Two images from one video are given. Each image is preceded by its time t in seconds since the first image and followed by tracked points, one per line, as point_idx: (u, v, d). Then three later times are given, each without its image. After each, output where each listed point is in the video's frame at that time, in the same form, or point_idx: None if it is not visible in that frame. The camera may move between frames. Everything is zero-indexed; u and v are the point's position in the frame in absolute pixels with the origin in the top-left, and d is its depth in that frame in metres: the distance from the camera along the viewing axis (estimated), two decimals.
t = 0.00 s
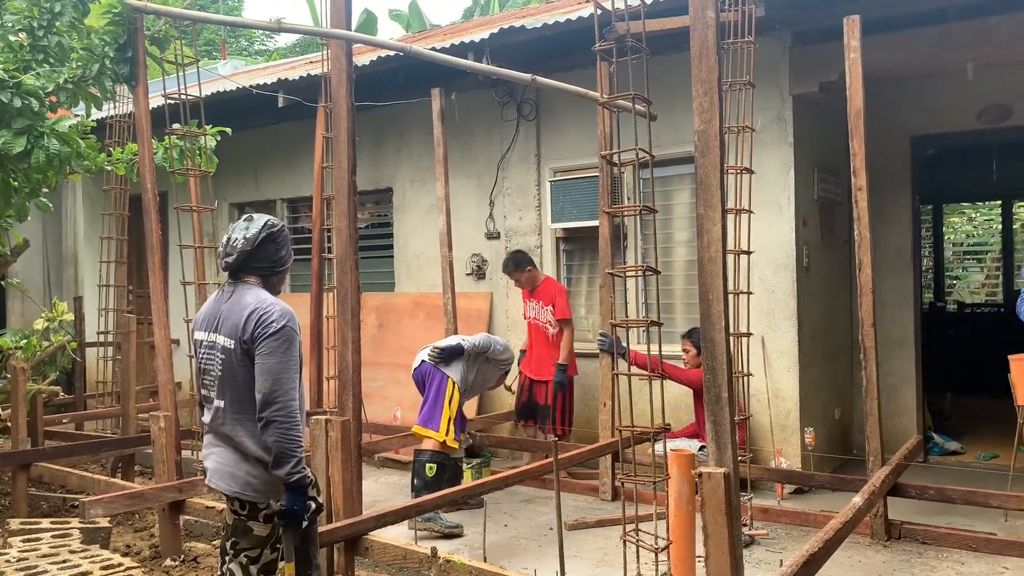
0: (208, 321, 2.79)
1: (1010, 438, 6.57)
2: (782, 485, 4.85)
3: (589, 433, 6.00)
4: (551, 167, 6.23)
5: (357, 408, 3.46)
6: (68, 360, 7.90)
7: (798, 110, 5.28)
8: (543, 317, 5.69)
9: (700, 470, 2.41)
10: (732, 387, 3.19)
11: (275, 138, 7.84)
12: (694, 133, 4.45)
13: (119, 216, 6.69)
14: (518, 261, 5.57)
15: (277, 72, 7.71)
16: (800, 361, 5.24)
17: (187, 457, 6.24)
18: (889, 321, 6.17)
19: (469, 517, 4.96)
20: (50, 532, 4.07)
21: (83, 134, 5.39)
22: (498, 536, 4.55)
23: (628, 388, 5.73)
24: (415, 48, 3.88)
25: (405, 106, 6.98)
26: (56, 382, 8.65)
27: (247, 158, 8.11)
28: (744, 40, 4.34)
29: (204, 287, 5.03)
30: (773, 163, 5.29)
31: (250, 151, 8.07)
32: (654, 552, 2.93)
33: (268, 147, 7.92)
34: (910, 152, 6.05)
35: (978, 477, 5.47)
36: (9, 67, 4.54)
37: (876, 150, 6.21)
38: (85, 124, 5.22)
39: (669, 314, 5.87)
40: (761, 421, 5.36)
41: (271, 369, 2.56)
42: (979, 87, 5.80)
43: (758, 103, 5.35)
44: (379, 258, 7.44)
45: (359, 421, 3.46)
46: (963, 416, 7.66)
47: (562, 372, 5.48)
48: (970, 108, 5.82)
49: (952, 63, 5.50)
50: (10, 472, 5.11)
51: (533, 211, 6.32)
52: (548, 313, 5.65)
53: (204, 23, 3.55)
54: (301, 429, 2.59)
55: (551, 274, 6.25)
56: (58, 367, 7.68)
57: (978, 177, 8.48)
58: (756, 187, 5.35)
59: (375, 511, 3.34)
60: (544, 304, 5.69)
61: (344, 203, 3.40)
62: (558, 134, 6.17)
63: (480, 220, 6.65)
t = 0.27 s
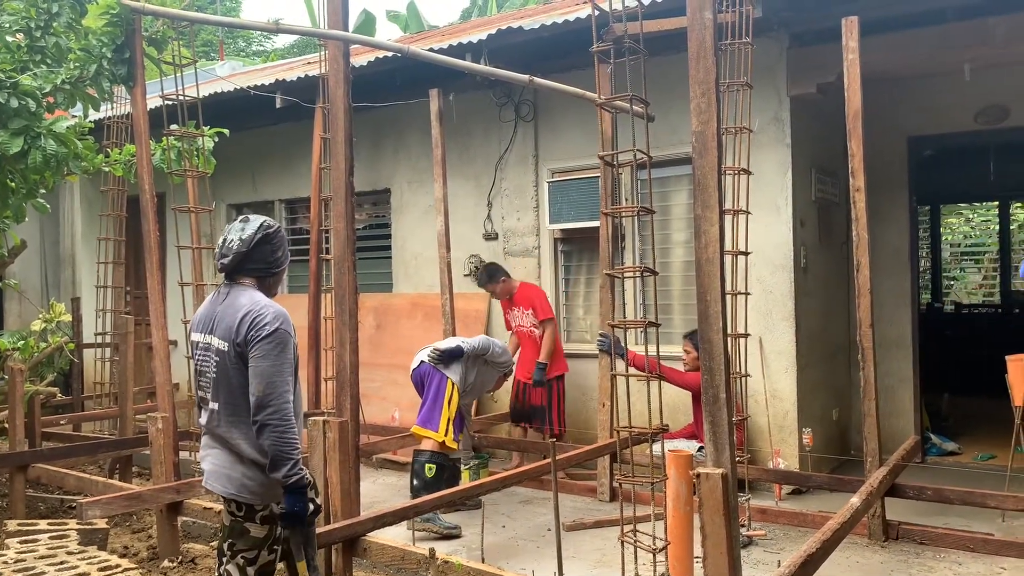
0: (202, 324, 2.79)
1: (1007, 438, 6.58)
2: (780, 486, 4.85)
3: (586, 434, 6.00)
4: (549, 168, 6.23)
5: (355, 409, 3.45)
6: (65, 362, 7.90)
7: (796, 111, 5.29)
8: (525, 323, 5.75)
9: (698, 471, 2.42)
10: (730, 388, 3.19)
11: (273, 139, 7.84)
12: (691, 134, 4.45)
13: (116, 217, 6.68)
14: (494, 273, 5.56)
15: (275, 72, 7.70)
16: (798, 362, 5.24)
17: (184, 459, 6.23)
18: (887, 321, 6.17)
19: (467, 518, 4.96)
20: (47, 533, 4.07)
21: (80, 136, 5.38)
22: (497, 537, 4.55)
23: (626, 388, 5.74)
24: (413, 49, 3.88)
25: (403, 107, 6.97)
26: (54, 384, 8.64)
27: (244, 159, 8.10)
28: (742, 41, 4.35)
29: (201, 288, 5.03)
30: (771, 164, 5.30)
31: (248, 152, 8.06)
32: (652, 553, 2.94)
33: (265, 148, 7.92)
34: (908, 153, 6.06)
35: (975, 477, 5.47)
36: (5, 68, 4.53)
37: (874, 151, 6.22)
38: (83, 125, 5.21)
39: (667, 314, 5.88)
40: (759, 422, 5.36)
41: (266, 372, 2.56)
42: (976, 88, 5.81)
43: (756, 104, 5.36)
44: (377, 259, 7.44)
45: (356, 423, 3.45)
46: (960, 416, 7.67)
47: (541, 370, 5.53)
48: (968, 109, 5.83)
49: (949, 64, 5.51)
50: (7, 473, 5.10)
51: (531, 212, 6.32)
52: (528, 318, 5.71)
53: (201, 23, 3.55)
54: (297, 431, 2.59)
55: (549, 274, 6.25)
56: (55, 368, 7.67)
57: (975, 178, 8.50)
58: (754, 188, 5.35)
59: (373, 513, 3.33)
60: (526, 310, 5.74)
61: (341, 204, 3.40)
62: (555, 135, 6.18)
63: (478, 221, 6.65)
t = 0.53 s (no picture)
0: (200, 326, 2.78)
1: (1006, 438, 6.58)
2: (780, 486, 4.85)
3: (586, 434, 6.00)
4: (548, 168, 6.23)
5: (355, 409, 3.45)
6: (65, 362, 7.89)
7: (796, 111, 5.29)
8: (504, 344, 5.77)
9: (698, 471, 2.41)
10: (729, 388, 3.19)
11: (273, 139, 7.84)
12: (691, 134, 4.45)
13: (116, 217, 6.67)
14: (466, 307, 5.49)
15: (274, 73, 7.70)
16: (798, 362, 5.25)
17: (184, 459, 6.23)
18: (886, 321, 6.17)
19: (466, 518, 4.96)
20: (46, 534, 4.06)
21: (80, 136, 5.38)
22: (496, 537, 4.55)
23: (626, 388, 5.73)
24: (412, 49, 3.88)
25: (403, 107, 6.97)
26: (53, 384, 8.64)
27: (244, 159, 8.10)
28: (742, 41, 4.35)
29: (200, 289, 5.03)
30: (770, 164, 5.30)
31: (247, 152, 8.06)
32: (652, 553, 2.93)
33: (265, 148, 7.92)
34: (907, 152, 6.06)
35: (975, 477, 5.47)
36: (5, 68, 4.52)
37: (873, 151, 6.22)
38: (82, 125, 5.20)
39: (666, 315, 5.87)
40: (759, 422, 5.36)
41: (263, 374, 2.55)
42: (976, 88, 5.81)
43: (756, 104, 5.36)
44: (377, 259, 7.44)
45: (356, 423, 3.45)
46: (960, 416, 7.67)
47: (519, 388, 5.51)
48: (967, 109, 5.83)
49: (949, 64, 5.51)
50: (6, 474, 5.10)
51: (531, 212, 6.32)
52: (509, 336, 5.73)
53: (201, 23, 3.55)
54: (295, 434, 2.59)
55: (549, 274, 6.25)
56: (54, 369, 7.67)
57: (975, 178, 8.50)
58: (753, 188, 5.36)
59: (373, 513, 3.33)
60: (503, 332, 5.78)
61: (341, 204, 3.40)
62: (555, 135, 6.17)
63: (477, 221, 6.65)
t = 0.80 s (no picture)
0: (200, 326, 2.78)
1: (1007, 438, 6.58)
2: (781, 485, 4.85)
3: (587, 433, 6.01)
4: (549, 168, 6.22)
5: (355, 409, 3.45)
6: (66, 362, 7.90)
7: (796, 111, 5.29)
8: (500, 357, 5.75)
9: (699, 470, 2.41)
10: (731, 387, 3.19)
11: (273, 139, 7.84)
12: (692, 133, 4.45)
13: (116, 217, 6.67)
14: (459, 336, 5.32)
15: (275, 73, 7.70)
16: (799, 361, 5.24)
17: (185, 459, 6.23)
18: (887, 320, 6.17)
19: (467, 518, 4.96)
20: (48, 534, 4.07)
21: (81, 136, 5.37)
22: (498, 537, 4.55)
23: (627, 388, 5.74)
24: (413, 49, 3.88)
25: (403, 107, 6.97)
26: (54, 384, 8.64)
27: (245, 159, 8.10)
28: (742, 41, 4.35)
29: (201, 288, 5.03)
30: (771, 163, 5.29)
31: (248, 152, 8.06)
32: (653, 553, 2.93)
33: (265, 148, 7.92)
34: (908, 152, 6.06)
35: (976, 476, 5.47)
36: (6, 68, 4.52)
37: (874, 150, 6.21)
38: (83, 126, 5.20)
39: (667, 314, 5.87)
40: (760, 421, 5.36)
41: (264, 373, 2.55)
42: (976, 87, 5.81)
43: (756, 103, 5.36)
44: (377, 259, 7.44)
45: (357, 423, 3.45)
46: (961, 415, 7.67)
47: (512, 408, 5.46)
48: (968, 108, 5.83)
49: (949, 63, 5.52)
50: (8, 474, 5.10)
51: (532, 211, 6.32)
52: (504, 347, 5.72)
53: (201, 24, 3.55)
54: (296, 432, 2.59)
55: (550, 274, 6.25)
56: (55, 369, 7.67)
57: (976, 177, 8.49)
58: (754, 187, 5.35)
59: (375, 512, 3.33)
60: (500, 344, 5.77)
61: (342, 204, 3.40)
62: (555, 135, 6.17)
63: (478, 221, 6.65)
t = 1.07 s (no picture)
0: (202, 322, 2.79)
1: (1009, 436, 6.58)
2: (782, 484, 4.85)
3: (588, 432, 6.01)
4: (550, 167, 6.22)
5: (356, 408, 3.45)
6: (68, 362, 7.90)
7: (797, 109, 5.28)
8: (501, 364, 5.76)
9: (700, 469, 2.41)
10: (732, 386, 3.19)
11: (274, 139, 7.84)
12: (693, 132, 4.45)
13: (117, 217, 6.67)
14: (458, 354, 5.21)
15: (276, 72, 7.70)
16: (800, 360, 5.24)
17: (186, 458, 6.23)
18: (889, 318, 6.17)
19: (469, 517, 4.96)
20: (50, 533, 4.07)
21: (82, 135, 5.37)
22: (499, 536, 4.55)
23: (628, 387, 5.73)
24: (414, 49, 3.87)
25: (404, 106, 6.97)
26: (56, 384, 8.65)
27: (246, 159, 8.10)
28: (743, 39, 4.34)
29: (203, 288, 5.03)
30: (772, 161, 5.29)
31: (249, 152, 8.06)
32: (654, 551, 2.93)
33: (266, 147, 7.92)
34: (909, 150, 6.06)
35: (977, 475, 5.47)
36: (7, 68, 4.52)
37: (875, 149, 6.21)
38: (84, 125, 5.19)
39: (669, 313, 5.87)
40: (761, 420, 5.36)
41: (261, 373, 2.55)
42: (978, 85, 5.80)
43: (757, 102, 5.35)
44: (379, 258, 7.44)
45: (359, 421, 3.45)
46: (963, 414, 7.66)
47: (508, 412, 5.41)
48: (969, 106, 5.82)
49: (951, 62, 5.51)
50: (10, 473, 5.11)
51: (533, 210, 6.32)
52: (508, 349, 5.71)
53: (202, 23, 3.55)
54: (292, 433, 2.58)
55: (552, 273, 6.25)
56: (57, 368, 7.68)
57: (977, 176, 8.49)
58: (755, 186, 5.35)
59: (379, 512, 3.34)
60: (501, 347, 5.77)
61: (343, 204, 3.39)
62: (556, 134, 6.17)
63: (479, 220, 6.65)
